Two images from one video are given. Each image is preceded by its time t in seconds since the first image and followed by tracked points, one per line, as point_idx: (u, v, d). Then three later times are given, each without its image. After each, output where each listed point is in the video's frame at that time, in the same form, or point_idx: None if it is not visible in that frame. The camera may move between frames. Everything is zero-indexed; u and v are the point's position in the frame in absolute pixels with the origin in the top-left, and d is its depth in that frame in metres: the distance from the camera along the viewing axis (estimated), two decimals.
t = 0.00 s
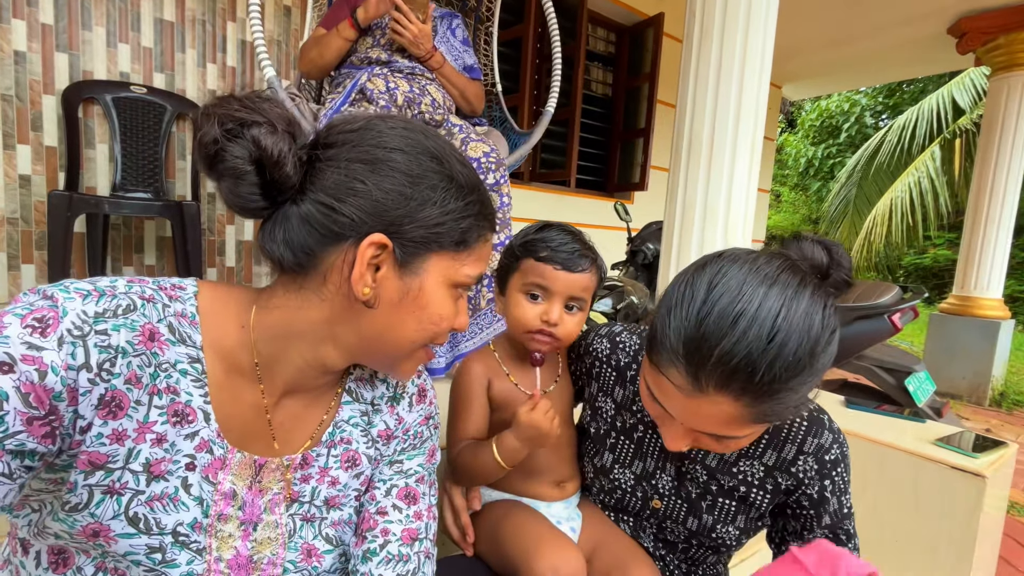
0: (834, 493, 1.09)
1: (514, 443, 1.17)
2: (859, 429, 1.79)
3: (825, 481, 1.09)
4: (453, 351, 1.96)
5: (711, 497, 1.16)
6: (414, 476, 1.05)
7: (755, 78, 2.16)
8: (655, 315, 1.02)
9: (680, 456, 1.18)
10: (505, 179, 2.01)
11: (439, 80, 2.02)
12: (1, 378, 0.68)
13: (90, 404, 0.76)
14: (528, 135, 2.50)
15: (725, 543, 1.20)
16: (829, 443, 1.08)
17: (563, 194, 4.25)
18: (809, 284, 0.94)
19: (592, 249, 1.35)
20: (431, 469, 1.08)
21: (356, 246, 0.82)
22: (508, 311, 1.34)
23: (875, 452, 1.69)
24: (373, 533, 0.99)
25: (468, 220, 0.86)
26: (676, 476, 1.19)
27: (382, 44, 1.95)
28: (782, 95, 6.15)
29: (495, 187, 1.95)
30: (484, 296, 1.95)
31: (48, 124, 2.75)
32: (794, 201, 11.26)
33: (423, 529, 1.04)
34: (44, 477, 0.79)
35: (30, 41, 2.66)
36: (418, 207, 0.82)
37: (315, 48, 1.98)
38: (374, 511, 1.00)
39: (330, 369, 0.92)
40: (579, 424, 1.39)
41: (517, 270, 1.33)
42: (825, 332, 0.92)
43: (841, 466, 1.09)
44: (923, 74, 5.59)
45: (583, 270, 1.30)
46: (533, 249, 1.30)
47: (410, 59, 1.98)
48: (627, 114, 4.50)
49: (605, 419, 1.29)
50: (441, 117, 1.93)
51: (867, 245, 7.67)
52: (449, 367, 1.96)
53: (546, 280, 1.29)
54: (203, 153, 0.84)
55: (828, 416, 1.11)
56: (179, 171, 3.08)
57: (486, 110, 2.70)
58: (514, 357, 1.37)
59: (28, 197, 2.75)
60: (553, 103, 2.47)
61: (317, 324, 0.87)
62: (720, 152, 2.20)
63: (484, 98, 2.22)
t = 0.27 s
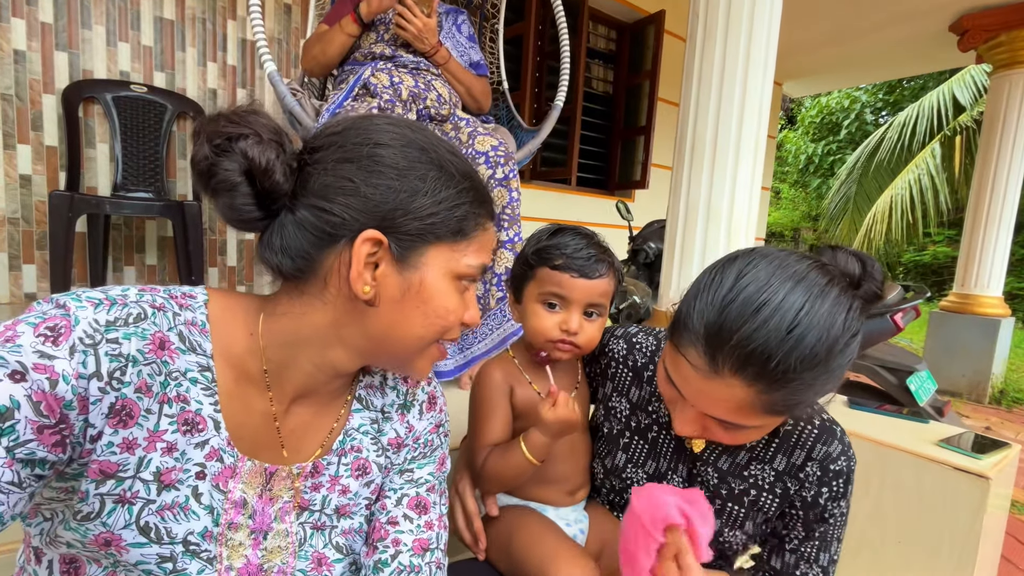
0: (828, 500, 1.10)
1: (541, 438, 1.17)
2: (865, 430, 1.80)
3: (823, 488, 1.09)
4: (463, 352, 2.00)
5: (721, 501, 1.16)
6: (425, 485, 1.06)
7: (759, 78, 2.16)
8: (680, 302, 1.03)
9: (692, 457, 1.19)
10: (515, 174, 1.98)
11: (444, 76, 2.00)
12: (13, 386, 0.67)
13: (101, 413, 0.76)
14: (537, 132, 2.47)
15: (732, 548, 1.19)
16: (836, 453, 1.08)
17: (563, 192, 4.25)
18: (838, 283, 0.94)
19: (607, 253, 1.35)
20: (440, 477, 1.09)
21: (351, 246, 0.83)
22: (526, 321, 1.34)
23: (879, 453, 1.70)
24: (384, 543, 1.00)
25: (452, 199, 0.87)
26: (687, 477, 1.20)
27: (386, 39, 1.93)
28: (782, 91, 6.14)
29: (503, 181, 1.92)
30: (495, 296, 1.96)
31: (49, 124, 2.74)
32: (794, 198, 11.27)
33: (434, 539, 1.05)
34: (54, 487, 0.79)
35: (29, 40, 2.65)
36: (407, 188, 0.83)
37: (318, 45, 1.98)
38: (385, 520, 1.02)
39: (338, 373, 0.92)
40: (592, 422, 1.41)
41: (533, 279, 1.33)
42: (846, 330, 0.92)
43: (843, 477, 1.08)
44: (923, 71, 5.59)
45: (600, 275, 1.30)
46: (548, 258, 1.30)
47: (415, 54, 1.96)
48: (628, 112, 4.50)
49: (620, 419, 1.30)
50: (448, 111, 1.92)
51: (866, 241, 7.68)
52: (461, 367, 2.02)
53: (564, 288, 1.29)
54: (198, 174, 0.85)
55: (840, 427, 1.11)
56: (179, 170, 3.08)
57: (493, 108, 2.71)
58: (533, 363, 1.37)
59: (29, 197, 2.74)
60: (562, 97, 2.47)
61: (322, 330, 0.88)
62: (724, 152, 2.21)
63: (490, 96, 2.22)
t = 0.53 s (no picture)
0: (831, 494, 1.09)
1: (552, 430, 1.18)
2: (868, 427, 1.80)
3: (826, 482, 1.08)
4: (468, 352, 1.99)
5: (725, 496, 1.16)
6: (432, 483, 1.06)
7: (760, 76, 2.15)
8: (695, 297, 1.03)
9: (698, 451, 1.19)
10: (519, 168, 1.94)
11: (446, 71, 1.99)
12: (25, 384, 0.68)
13: (112, 410, 0.77)
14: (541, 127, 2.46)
15: (735, 544, 1.19)
16: (841, 446, 1.08)
17: (563, 190, 4.25)
18: (855, 282, 0.93)
19: (605, 250, 1.34)
20: (447, 476, 1.09)
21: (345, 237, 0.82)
22: (528, 320, 1.35)
23: (881, 449, 1.71)
24: (391, 541, 1.00)
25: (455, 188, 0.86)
26: (693, 472, 1.20)
27: (388, 34, 1.93)
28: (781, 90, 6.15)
29: (507, 175, 1.88)
30: (501, 294, 1.94)
31: (47, 122, 2.73)
32: (792, 196, 11.29)
33: (440, 538, 1.05)
34: (65, 483, 0.81)
35: (27, 38, 2.63)
36: (414, 178, 0.82)
37: (319, 40, 1.97)
38: (392, 518, 1.02)
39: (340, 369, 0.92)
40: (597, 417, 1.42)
41: (532, 278, 1.33)
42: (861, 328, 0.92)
43: (848, 471, 1.07)
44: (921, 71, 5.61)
45: (599, 271, 1.30)
46: (545, 256, 1.30)
47: (416, 49, 1.95)
48: (627, 110, 4.50)
49: (626, 415, 1.30)
50: (450, 106, 1.92)
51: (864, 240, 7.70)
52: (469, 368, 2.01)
53: (562, 286, 1.29)
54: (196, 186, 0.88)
55: (847, 421, 1.11)
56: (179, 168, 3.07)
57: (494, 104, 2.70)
58: (539, 359, 1.38)
59: (27, 195, 2.73)
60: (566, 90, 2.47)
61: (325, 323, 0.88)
62: (725, 150, 2.20)
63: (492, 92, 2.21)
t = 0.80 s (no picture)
0: (829, 493, 1.11)
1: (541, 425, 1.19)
2: (862, 428, 1.81)
3: (824, 480, 1.11)
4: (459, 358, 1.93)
5: (720, 497, 1.17)
6: (430, 488, 1.06)
7: (755, 76, 2.16)
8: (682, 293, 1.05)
9: (691, 455, 1.19)
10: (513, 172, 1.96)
11: (440, 74, 2.00)
12: (31, 388, 0.68)
13: (115, 413, 0.77)
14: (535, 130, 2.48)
15: (731, 545, 1.20)
16: (834, 443, 1.10)
17: (559, 190, 4.26)
18: (840, 288, 0.94)
19: (595, 258, 1.35)
20: (445, 480, 1.09)
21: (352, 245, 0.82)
22: (517, 323, 1.35)
23: (875, 450, 1.71)
24: (392, 546, 1.01)
25: (443, 213, 0.89)
26: (687, 476, 1.20)
27: (383, 38, 1.94)
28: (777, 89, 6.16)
29: (499, 180, 1.90)
30: (494, 297, 1.91)
31: (42, 124, 2.71)
32: (789, 195, 11.32)
33: (439, 542, 1.05)
34: (68, 486, 0.79)
35: (21, 39, 2.62)
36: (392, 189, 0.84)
37: (313, 44, 1.97)
38: (391, 523, 1.02)
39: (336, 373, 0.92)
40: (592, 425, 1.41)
41: (523, 284, 1.33)
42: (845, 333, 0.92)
43: (843, 468, 1.10)
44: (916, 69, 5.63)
45: (589, 280, 1.31)
46: (538, 262, 1.30)
47: (411, 53, 1.96)
48: (624, 110, 4.50)
49: (617, 420, 1.31)
50: (443, 111, 1.92)
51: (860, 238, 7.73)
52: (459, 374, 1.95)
53: (554, 293, 1.29)
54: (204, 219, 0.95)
55: (838, 419, 1.13)
56: (175, 170, 3.06)
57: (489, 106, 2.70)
58: (528, 361, 1.38)
59: (22, 197, 2.72)
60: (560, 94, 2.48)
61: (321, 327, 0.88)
62: (721, 151, 2.21)
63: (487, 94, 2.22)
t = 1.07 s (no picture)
0: (835, 493, 1.09)
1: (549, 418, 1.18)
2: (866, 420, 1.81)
3: (829, 479, 1.09)
4: (456, 353, 1.95)
5: (724, 491, 1.16)
6: (432, 483, 1.06)
7: (757, 68, 2.15)
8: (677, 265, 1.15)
9: (696, 447, 1.20)
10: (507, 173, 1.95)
11: (438, 72, 1.98)
12: (33, 380, 0.68)
13: (117, 407, 0.76)
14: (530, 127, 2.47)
15: (735, 541, 1.19)
16: (843, 442, 1.09)
17: (560, 185, 4.25)
18: (811, 272, 1.01)
19: (594, 242, 1.35)
20: (448, 476, 1.09)
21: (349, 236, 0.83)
22: (521, 313, 1.34)
23: (879, 442, 1.71)
24: (393, 541, 1.00)
25: (445, 208, 0.89)
26: (692, 468, 1.20)
27: (380, 36, 1.92)
28: (777, 82, 6.13)
29: (494, 180, 1.89)
30: (490, 294, 1.89)
31: (40, 122, 2.71)
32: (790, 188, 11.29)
33: (441, 537, 1.05)
34: (72, 480, 0.80)
35: (18, 37, 2.61)
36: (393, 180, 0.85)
37: (311, 43, 1.97)
38: (394, 518, 1.02)
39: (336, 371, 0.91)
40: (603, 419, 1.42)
41: (524, 272, 1.33)
42: (819, 319, 0.98)
43: (850, 468, 1.08)
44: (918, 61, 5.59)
45: (590, 264, 1.31)
46: (537, 249, 1.30)
47: (409, 51, 1.94)
48: (624, 104, 4.48)
49: (626, 411, 1.31)
50: (440, 110, 1.90)
51: (862, 232, 7.71)
52: (457, 368, 1.97)
53: (555, 278, 1.29)
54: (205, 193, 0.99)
55: (849, 418, 1.11)
56: (175, 167, 3.05)
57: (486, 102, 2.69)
58: (534, 351, 1.37)
59: (22, 196, 2.72)
60: (553, 94, 2.45)
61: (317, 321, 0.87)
62: (722, 144, 2.19)
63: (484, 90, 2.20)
